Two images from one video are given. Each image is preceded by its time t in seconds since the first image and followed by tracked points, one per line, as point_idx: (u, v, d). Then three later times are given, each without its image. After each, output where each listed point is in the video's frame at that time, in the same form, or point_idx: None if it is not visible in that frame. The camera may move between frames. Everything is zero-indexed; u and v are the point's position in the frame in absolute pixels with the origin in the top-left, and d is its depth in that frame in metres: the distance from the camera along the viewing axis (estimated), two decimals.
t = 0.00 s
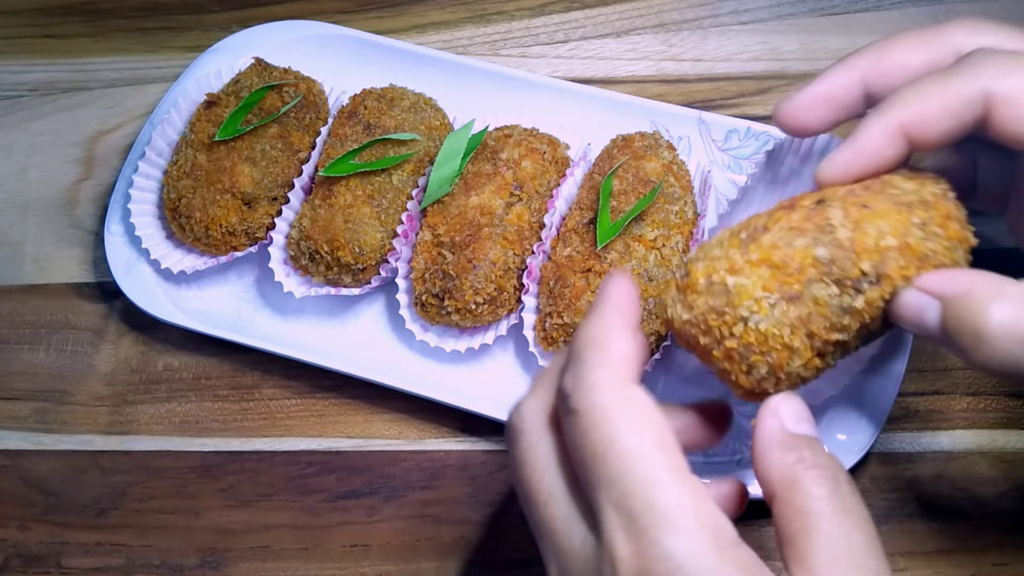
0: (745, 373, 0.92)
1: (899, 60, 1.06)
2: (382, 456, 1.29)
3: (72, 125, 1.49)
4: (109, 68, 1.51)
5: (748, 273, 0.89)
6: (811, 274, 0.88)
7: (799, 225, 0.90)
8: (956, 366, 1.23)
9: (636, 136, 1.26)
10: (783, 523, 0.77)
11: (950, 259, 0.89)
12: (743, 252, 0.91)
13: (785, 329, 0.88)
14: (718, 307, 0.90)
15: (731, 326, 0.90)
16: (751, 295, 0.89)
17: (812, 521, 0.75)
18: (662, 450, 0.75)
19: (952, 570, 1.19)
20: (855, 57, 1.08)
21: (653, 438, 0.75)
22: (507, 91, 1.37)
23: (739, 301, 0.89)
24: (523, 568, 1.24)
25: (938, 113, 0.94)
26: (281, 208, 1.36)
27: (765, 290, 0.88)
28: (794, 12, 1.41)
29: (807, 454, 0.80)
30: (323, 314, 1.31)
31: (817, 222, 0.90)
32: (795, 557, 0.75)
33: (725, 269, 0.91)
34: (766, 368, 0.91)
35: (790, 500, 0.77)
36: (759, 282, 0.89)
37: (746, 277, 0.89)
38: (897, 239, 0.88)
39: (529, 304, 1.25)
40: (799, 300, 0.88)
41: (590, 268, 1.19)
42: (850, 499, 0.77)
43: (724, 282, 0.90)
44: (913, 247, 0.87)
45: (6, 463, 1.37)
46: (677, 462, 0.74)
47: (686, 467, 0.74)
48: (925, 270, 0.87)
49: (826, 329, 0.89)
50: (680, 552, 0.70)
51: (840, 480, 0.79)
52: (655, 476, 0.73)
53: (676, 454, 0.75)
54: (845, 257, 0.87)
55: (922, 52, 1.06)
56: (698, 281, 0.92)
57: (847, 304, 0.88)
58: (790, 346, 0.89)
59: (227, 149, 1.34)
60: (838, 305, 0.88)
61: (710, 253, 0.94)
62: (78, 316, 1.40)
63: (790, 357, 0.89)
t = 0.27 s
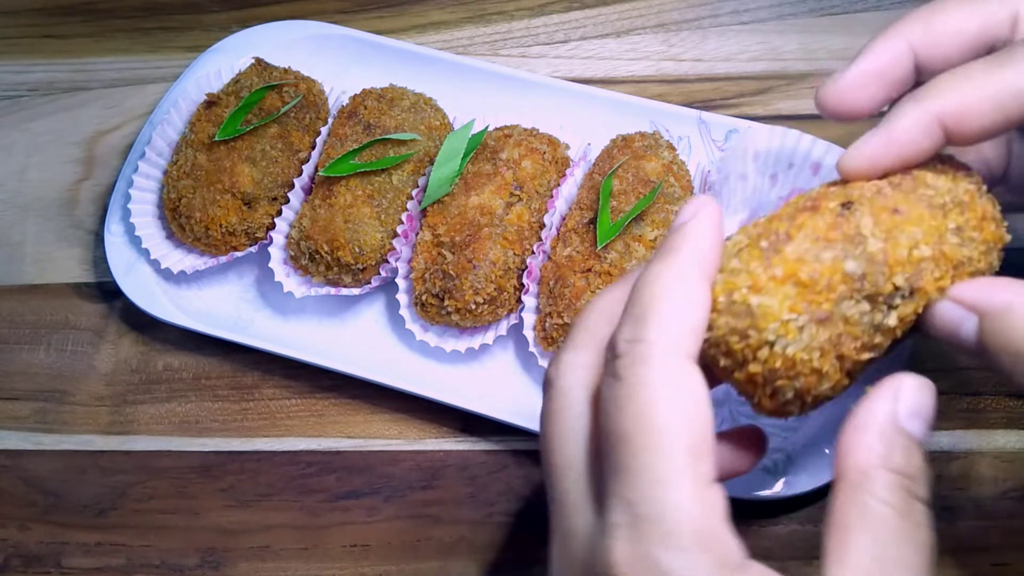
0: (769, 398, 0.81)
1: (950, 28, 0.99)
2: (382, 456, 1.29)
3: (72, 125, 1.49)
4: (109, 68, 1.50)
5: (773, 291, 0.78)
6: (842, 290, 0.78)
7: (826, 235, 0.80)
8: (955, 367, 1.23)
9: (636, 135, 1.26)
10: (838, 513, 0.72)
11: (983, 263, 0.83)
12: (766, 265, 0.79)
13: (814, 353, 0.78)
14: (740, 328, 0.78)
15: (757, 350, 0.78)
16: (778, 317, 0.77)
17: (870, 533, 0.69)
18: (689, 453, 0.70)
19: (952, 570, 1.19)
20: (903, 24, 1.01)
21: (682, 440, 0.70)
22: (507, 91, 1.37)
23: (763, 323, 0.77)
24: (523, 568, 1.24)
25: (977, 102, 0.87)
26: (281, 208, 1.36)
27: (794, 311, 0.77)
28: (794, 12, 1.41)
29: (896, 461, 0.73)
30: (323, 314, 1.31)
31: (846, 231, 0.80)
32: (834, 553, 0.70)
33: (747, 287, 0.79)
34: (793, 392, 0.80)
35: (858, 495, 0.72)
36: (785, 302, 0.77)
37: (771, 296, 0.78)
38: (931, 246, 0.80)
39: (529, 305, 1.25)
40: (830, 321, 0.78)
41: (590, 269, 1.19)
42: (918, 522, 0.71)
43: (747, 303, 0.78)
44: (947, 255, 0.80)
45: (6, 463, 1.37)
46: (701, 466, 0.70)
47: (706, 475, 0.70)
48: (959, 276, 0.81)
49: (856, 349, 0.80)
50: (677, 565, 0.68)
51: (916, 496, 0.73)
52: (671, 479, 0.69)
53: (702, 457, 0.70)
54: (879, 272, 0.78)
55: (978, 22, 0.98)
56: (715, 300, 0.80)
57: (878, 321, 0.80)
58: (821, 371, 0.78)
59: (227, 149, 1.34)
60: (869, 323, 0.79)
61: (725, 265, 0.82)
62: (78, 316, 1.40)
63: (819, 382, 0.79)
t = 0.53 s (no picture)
0: (746, 423, 0.81)
1: (993, 32, 0.93)
2: (382, 456, 1.29)
3: (72, 125, 1.49)
4: (109, 68, 1.50)
5: (732, 315, 0.77)
6: (803, 305, 0.77)
7: (781, 247, 0.78)
8: (955, 366, 1.24)
9: (636, 136, 1.26)
10: (795, 491, 0.74)
11: (951, 252, 0.80)
12: (721, 287, 0.79)
13: (781, 376, 0.78)
14: (700, 358, 0.78)
15: (721, 379, 0.78)
16: (741, 342, 0.77)
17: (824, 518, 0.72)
18: (635, 466, 0.71)
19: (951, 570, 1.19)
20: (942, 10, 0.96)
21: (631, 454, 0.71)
22: (507, 91, 1.37)
23: (726, 351, 0.77)
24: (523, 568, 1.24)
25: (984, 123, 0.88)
26: (281, 208, 1.36)
27: (755, 333, 0.77)
28: (794, 12, 1.41)
29: (852, 442, 0.75)
30: (323, 314, 1.31)
31: (801, 241, 0.78)
32: (786, 533, 0.73)
33: (706, 313, 0.78)
34: (769, 416, 0.80)
35: (813, 476, 0.73)
36: (746, 325, 0.77)
37: (731, 321, 0.77)
38: (890, 248, 0.78)
39: (529, 305, 1.25)
40: (793, 340, 0.77)
41: (590, 269, 1.19)
42: (869, 502, 0.75)
43: (704, 330, 0.78)
44: (910, 254, 0.79)
45: (6, 463, 1.37)
46: (646, 480, 0.71)
47: (653, 489, 0.71)
48: (927, 273, 0.80)
49: (828, 362, 0.79)
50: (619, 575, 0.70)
51: (867, 472, 0.77)
52: (619, 492, 0.70)
53: (649, 471, 0.71)
54: (839, 281, 0.77)
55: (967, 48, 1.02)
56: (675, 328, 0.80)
57: (843, 331, 0.79)
58: (795, 391, 0.79)
59: (227, 149, 1.34)
60: (835, 333, 0.78)
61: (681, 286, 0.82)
62: (78, 316, 1.40)
63: (792, 401, 0.79)
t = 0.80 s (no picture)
0: (724, 459, 0.78)
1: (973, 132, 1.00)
2: (382, 456, 1.29)
3: (72, 125, 1.49)
4: (109, 68, 1.50)
5: (704, 348, 0.73)
6: (779, 335, 0.73)
7: (752, 275, 0.74)
8: (955, 366, 1.24)
9: (636, 136, 1.26)
10: (776, 525, 0.75)
11: (931, 271, 0.76)
12: (694, 319, 0.75)
13: (760, 409, 0.73)
14: (676, 395, 0.75)
15: (700, 415, 0.74)
16: (714, 377, 0.72)
17: (806, 555, 0.73)
18: (604, 520, 0.72)
19: (951, 570, 1.19)
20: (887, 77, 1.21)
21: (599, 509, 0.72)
22: (507, 91, 1.37)
23: (700, 387, 0.73)
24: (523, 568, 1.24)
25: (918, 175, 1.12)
26: (281, 208, 1.36)
27: (729, 367, 0.72)
28: (794, 12, 1.41)
29: (832, 472, 0.75)
30: (323, 314, 1.31)
31: (773, 267, 0.73)
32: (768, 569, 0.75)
33: (678, 347, 0.75)
34: (749, 449, 0.76)
35: (796, 512, 0.74)
36: (719, 359, 0.73)
37: (703, 354, 0.73)
38: (868, 271, 0.73)
39: (529, 305, 1.25)
40: (770, 371, 0.73)
41: (590, 269, 1.19)
42: (852, 532, 0.75)
43: (678, 366, 0.74)
44: (887, 276, 0.74)
45: (6, 463, 1.37)
46: (617, 533, 0.73)
47: (626, 539, 0.73)
48: (906, 293, 0.75)
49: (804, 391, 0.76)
50: None
51: (851, 501, 0.76)
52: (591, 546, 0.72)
53: (621, 523, 0.73)
54: (815, 309, 0.72)
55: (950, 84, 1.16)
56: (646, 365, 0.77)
57: (823, 359, 0.74)
58: (772, 424, 0.74)
59: (227, 149, 1.34)
60: (813, 363, 0.74)
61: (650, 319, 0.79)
62: (78, 316, 1.40)
63: (772, 433, 0.75)
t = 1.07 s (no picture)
0: (717, 485, 0.78)
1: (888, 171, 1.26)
2: (382, 456, 1.29)
3: (72, 125, 1.49)
4: (109, 68, 1.50)
5: (693, 377, 0.74)
6: (767, 361, 0.72)
7: (738, 302, 0.73)
8: (955, 366, 1.24)
9: (636, 136, 1.26)
10: (770, 557, 0.73)
11: (918, 293, 0.72)
12: (681, 347, 0.75)
13: (751, 437, 0.73)
14: (667, 423, 0.75)
15: (690, 443, 0.74)
16: (704, 406, 0.73)
17: None
18: (595, 556, 0.72)
19: (951, 570, 1.19)
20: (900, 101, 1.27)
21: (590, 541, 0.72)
22: (507, 92, 1.37)
23: (690, 416, 0.73)
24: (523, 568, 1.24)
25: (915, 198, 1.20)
26: (281, 208, 1.36)
27: (719, 396, 0.73)
28: (794, 12, 1.41)
29: (826, 500, 0.73)
30: (323, 314, 1.31)
31: (759, 294, 0.73)
32: None
33: (666, 376, 0.75)
34: (741, 475, 0.77)
35: (789, 540, 0.72)
36: (708, 387, 0.73)
37: (691, 382, 0.74)
38: (854, 295, 0.71)
39: (529, 305, 1.25)
40: (758, 399, 0.73)
41: (590, 269, 1.19)
42: (847, 561, 0.72)
43: (668, 394, 0.75)
44: (874, 300, 0.71)
45: (6, 463, 1.37)
46: (610, 566, 0.72)
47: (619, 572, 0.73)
48: (894, 317, 0.72)
49: (796, 417, 0.75)
50: None
51: (846, 528, 0.74)
52: None
53: (614, 556, 0.73)
54: (801, 335, 0.71)
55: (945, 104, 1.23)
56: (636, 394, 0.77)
57: (813, 385, 0.74)
58: (764, 451, 0.75)
59: (227, 149, 1.34)
60: (803, 389, 0.74)
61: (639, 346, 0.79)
62: (78, 316, 1.40)
63: (764, 460, 0.75)
